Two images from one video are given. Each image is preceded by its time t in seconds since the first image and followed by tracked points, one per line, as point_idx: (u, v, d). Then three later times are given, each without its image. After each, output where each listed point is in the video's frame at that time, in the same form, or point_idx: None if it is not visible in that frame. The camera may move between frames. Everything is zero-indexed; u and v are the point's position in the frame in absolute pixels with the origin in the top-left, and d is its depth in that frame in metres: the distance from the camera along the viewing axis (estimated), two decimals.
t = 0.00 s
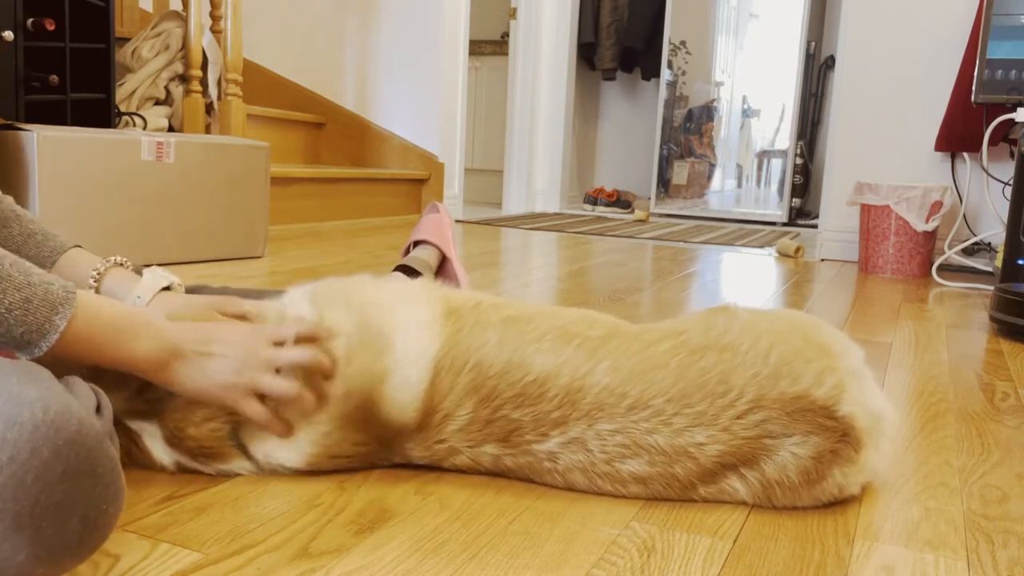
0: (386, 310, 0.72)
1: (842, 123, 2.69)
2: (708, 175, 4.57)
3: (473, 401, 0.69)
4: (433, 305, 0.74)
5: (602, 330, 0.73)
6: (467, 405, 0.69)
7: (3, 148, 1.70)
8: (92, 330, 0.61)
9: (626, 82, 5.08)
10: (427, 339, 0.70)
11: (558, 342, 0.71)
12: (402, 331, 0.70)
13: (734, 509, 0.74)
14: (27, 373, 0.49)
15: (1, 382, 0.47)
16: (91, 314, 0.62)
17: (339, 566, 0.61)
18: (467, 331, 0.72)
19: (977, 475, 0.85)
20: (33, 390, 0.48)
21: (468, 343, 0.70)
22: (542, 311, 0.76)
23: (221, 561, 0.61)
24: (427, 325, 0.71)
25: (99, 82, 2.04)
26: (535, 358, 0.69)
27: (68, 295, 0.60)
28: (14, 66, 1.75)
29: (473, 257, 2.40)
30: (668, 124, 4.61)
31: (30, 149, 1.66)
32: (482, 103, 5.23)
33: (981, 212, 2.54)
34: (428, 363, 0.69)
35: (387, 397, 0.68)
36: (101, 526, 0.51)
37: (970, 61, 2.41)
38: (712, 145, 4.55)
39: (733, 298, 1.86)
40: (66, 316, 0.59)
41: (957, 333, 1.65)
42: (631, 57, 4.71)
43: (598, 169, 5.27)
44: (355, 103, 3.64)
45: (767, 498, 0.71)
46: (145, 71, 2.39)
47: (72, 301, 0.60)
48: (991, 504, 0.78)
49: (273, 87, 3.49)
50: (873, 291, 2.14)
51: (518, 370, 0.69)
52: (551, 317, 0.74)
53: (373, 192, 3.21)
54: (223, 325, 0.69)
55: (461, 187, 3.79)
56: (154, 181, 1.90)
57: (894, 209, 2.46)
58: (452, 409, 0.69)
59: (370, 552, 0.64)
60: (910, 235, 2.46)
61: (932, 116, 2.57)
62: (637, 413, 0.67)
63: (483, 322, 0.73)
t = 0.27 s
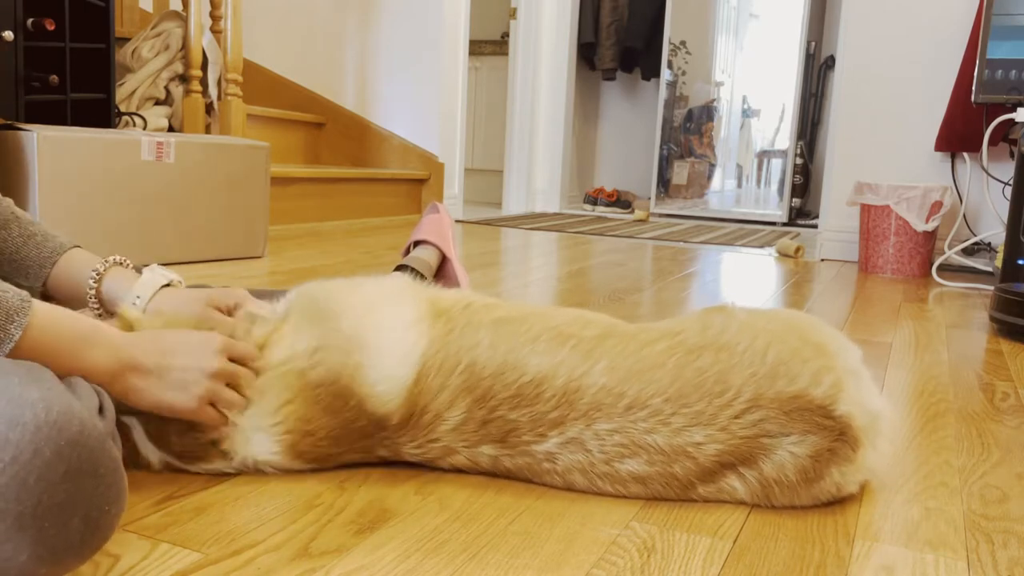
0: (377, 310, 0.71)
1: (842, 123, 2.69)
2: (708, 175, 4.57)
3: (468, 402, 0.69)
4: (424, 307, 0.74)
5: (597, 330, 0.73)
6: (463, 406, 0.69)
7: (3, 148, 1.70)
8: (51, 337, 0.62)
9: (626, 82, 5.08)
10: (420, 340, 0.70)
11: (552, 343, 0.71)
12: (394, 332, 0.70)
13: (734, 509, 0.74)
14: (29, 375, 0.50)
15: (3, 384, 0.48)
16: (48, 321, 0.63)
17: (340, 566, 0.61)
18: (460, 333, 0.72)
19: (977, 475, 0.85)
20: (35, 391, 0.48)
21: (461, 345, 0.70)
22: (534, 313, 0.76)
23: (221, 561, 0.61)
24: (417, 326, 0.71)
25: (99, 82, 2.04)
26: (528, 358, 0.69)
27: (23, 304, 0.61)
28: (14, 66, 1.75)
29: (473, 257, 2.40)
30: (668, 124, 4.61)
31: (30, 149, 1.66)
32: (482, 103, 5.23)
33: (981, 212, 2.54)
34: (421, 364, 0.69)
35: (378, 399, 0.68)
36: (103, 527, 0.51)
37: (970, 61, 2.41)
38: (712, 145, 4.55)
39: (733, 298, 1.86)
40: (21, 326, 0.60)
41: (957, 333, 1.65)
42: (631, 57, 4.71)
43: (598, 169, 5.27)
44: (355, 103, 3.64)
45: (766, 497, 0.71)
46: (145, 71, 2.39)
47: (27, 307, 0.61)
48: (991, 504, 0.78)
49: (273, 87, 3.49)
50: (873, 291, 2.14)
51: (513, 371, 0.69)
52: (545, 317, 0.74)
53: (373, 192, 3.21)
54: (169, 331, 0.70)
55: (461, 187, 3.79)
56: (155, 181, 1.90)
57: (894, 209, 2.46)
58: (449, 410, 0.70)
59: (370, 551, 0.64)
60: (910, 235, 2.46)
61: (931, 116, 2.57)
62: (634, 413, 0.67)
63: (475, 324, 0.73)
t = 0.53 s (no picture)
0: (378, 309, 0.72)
1: (842, 123, 2.69)
2: (708, 175, 4.57)
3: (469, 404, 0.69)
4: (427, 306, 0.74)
5: (598, 330, 0.73)
6: (462, 406, 0.69)
7: (3, 148, 1.70)
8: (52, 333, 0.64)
9: (626, 82, 5.08)
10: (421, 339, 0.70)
11: (553, 344, 0.71)
12: (394, 329, 0.70)
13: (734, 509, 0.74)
14: (28, 374, 0.50)
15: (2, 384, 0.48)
16: (45, 317, 0.64)
17: (340, 566, 0.61)
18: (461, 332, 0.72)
19: (977, 475, 0.85)
20: (34, 391, 0.48)
21: (463, 345, 0.70)
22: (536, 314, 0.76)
23: (221, 562, 0.61)
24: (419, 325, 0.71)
25: (99, 82, 2.04)
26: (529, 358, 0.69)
27: (24, 298, 0.62)
28: (14, 66, 1.75)
29: (473, 257, 2.40)
30: (668, 124, 4.61)
31: (30, 149, 1.67)
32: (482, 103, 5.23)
33: (981, 212, 2.54)
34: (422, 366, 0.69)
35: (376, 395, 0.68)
36: (102, 527, 0.51)
37: (970, 61, 2.41)
38: (712, 145, 4.55)
39: (732, 298, 1.86)
40: (23, 321, 0.62)
41: (957, 333, 1.65)
42: (631, 57, 4.71)
43: (598, 169, 5.27)
44: (355, 102, 3.64)
45: (766, 498, 0.71)
46: (145, 71, 2.39)
47: (27, 304, 0.62)
48: (992, 504, 0.78)
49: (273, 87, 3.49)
50: (873, 291, 2.14)
51: (513, 372, 0.69)
52: (545, 318, 0.74)
53: (373, 192, 3.21)
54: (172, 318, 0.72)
55: (461, 187, 3.79)
56: (154, 182, 1.90)
57: (894, 209, 2.46)
58: (447, 410, 0.70)
59: (371, 552, 0.64)
60: (910, 235, 2.46)
61: (931, 116, 2.57)
62: (632, 413, 0.67)
63: (477, 324, 0.73)
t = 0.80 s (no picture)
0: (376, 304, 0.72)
1: (842, 123, 2.69)
2: (708, 175, 4.57)
3: (467, 397, 0.69)
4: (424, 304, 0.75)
5: (593, 328, 0.73)
6: (459, 398, 0.69)
7: (3, 148, 1.70)
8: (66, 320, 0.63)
9: (626, 82, 5.08)
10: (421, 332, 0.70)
11: (550, 339, 0.71)
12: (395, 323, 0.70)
13: (732, 508, 0.74)
14: (26, 374, 0.50)
15: None
16: (56, 307, 0.63)
17: (340, 566, 0.61)
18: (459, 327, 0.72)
19: (977, 475, 0.85)
20: (31, 391, 0.48)
21: (461, 339, 0.70)
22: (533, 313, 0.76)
23: (220, 561, 0.61)
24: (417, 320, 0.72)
25: (99, 82, 2.04)
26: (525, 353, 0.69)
27: (37, 287, 0.62)
28: (14, 66, 1.75)
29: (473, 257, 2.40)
30: (667, 124, 4.61)
31: (30, 150, 1.67)
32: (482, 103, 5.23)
33: (981, 212, 2.54)
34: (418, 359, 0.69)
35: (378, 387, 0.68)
36: (99, 528, 0.51)
37: (970, 61, 2.41)
38: (712, 145, 4.56)
39: (731, 298, 1.86)
40: (35, 309, 0.61)
41: (956, 333, 1.65)
42: (631, 57, 4.71)
43: (598, 169, 5.27)
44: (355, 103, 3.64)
45: (762, 495, 0.71)
46: (145, 71, 2.39)
47: (38, 293, 0.61)
48: (991, 504, 0.78)
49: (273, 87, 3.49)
50: (873, 291, 2.14)
51: (508, 366, 0.69)
52: (541, 316, 0.74)
53: (373, 192, 3.21)
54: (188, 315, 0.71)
55: (461, 187, 3.79)
56: (154, 182, 1.90)
57: (894, 209, 2.46)
58: (443, 402, 0.69)
59: (371, 551, 0.64)
60: (910, 235, 2.46)
61: (931, 116, 2.57)
62: (628, 409, 0.67)
63: (473, 320, 0.73)
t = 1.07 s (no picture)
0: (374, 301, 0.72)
1: (842, 123, 2.69)
2: (708, 175, 4.58)
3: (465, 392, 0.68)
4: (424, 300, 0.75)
5: (594, 327, 0.73)
6: (459, 393, 0.68)
7: (3, 148, 1.70)
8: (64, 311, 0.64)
9: (626, 82, 5.08)
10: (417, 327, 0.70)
11: (551, 338, 0.71)
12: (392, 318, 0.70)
13: (732, 507, 0.73)
14: (28, 373, 0.49)
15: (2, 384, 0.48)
16: (56, 300, 0.64)
17: (340, 566, 0.61)
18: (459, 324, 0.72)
19: (977, 475, 0.85)
20: (34, 391, 0.48)
21: (461, 336, 0.70)
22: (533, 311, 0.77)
23: (220, 561, 0.61)
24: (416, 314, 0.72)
25: (100, 82, 2.04)
26: (524, 349, 0.69)
27: (38, 278, 0.63)
28: (14, 65, 1.75)
29: (473, 256, 2.40)
30: (668, 124, 4.61)
31: (30, 150, 1.67)
32: (482, 103, 5.23)
33: (981, 212, 2.54)
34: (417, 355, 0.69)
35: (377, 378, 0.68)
36: (103, 528, 0.51)
37: (970, 61, 2.41)
38: (712, 145, 4.56)
39: (731, 298, 1.86)
40: (37, 297, 0.62)
41: (956, 333, 1.65)
42: (631, 57, 4.71)
43: (598, 169, 5.27)
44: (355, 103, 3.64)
45: (762, 496, 0.71)
46: (145, 71, 2.39)
47: (41, 282, 0.63)
48: (991, 504, 0.78)
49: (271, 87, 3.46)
50: (873, 291, 2.14)
51: (509, 363, 0.69)
52: (543, 315, 0.74)
53: (374, 191, 3.21)
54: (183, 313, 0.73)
55: (461, 187, 3.79)
56: (154, 183, 1.89)
57: (894, 209, 2.46)
58: (445, 396, 0.69)
59: (371, 551, 0.64)
60: (910, 235, 2.46)
61: (931, 115, 2.57)
62: (628, 407, 0.67)
63: (473, 317, 0.73)
